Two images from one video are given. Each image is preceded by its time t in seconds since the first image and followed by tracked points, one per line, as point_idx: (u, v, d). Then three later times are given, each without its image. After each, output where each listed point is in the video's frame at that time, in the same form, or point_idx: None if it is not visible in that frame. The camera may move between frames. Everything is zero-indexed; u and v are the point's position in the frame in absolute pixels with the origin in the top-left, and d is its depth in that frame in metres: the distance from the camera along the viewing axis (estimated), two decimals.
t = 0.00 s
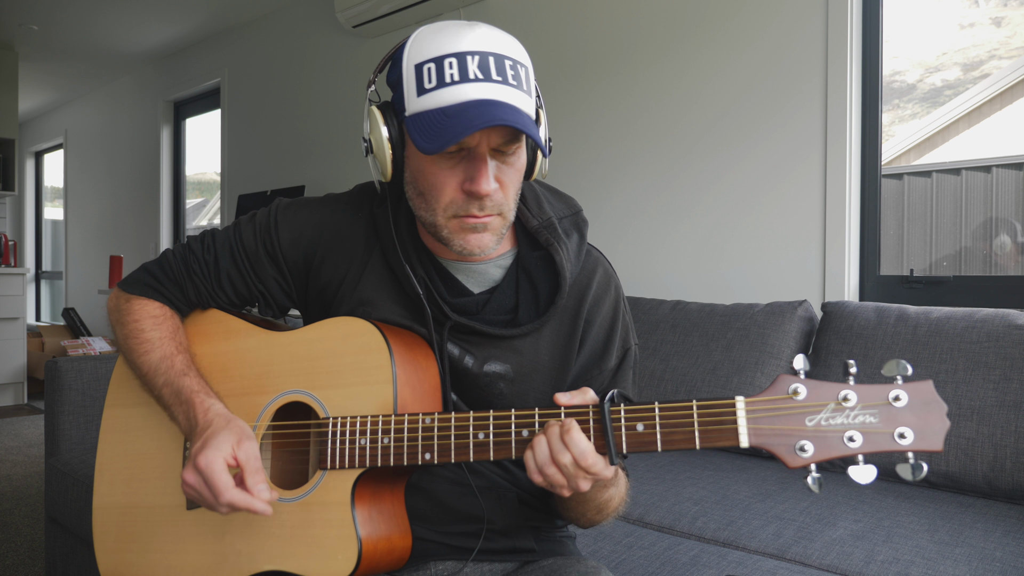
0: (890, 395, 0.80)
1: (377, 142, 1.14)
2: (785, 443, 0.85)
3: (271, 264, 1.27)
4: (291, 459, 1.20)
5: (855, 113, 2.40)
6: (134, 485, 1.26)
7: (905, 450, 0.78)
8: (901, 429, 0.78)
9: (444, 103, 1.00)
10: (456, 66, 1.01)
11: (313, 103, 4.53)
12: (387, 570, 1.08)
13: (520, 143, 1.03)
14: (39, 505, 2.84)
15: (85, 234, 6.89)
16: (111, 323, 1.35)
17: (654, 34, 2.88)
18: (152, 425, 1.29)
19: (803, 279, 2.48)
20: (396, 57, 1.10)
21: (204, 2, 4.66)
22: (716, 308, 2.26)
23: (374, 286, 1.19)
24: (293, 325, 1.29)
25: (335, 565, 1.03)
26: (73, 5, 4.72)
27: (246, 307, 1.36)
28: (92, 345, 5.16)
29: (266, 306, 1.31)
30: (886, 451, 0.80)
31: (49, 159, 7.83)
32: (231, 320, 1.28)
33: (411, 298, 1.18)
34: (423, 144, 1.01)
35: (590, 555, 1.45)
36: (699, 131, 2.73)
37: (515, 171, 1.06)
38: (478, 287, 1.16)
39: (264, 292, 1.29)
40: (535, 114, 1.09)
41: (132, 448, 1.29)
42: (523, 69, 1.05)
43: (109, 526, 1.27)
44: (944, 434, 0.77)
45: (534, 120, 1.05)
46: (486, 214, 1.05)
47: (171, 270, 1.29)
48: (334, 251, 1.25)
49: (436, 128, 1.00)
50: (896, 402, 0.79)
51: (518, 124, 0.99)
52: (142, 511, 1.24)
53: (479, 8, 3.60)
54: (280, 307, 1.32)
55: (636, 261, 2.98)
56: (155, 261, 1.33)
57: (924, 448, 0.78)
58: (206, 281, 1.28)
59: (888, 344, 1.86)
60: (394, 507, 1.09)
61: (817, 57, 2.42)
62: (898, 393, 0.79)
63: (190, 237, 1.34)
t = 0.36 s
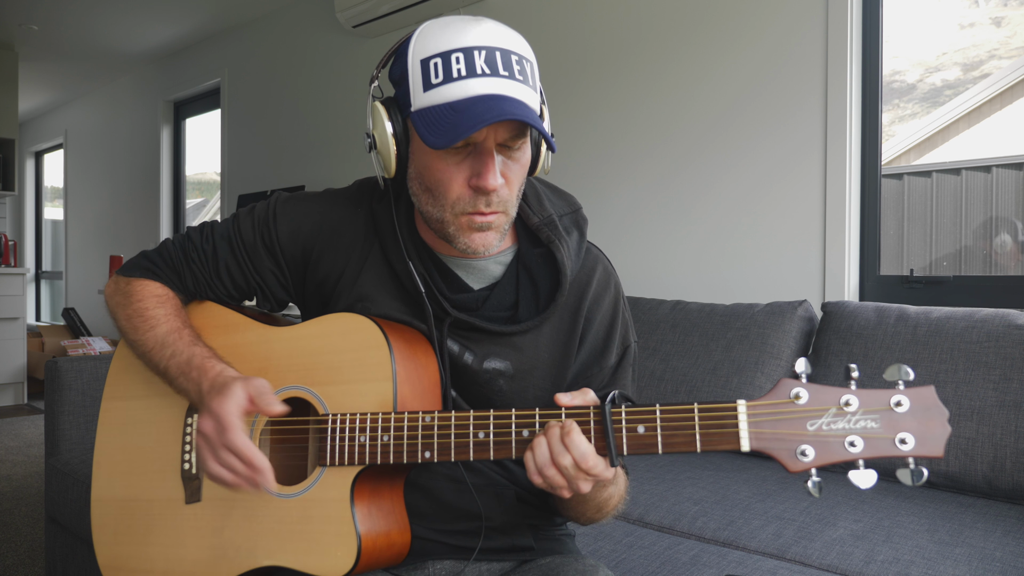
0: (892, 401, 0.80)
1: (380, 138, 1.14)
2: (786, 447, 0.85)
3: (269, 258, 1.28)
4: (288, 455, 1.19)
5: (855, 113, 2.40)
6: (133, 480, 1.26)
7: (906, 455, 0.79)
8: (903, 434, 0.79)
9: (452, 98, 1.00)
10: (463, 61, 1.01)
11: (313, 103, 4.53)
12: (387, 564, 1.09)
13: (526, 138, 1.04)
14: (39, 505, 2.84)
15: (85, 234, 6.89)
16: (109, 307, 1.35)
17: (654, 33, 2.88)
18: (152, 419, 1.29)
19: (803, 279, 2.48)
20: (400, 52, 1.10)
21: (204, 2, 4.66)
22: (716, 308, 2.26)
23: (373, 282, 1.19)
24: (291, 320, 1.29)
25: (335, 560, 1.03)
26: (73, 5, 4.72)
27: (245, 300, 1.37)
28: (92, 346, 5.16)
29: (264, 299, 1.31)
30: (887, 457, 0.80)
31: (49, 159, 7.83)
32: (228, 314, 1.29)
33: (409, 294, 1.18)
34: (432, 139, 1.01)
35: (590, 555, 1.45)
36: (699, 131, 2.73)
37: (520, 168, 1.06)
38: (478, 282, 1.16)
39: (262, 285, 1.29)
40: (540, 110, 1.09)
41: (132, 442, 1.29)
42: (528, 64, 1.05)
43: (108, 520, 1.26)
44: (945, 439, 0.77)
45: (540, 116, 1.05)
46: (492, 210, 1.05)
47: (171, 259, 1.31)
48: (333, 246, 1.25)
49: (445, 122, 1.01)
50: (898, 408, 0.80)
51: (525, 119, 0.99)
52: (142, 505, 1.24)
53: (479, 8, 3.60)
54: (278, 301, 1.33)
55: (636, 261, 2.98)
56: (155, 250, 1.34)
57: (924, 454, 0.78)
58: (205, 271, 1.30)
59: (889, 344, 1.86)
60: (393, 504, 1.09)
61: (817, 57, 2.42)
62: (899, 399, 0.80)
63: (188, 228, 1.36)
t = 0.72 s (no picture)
0: (892, 410, 0.80)
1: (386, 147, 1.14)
2: (786, 456, 0.85)
3: (273, 267, 1.27)
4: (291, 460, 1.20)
5: (855, 113, 2.39)
6: (134, 485, 1.26)
7: (907, 465, 0.78)
8: (903, 445, 0.78)
9: (450, 108, 1.00)
10: (463, 72, 1.00)
11: (313, 103, 4.54)
12: (386, 573, 1.08)
13: (525, 147, 1.03)
14: (38, 505, 2.83)
15: (85, 234, 6.89)
16: (111, 322, 1.35)
17: (654, 33, 2.88)
18: (151, 427, 1.29)
19: (803, 279, 2.48)
20: (407, 64, 1.10)
21: (204, 2, 4.66)
22: (716, 309, 2.26)
23: (377, 290, 1.19)
24: (294, 327, 1.29)
25: (334, 567, 1.03)
26: (73, 5, 4.71)
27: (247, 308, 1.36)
28: (92, 345, 5.16)
29: (267, 308, 1.30)
30: (887, 466, 0.80)
31: (49, 159, 7.83)
32: (231, 321, 1.29)
33: (413, 303, 1.18)
34: (429, 148, 1.01)
35: (590, 555, 1.45)
36: (700, 130, 2.73)
37: (521, 177, 1.06)
38: (483, 293, 1.16)
39: (266, 294, 1.29)
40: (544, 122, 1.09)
41: (132, 447, 1.29)
42: (532, 76, 1.04)
43: (108, 526, 1.27)
44: (946, 449, 0.77)
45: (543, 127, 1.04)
46: (491, 219, 1.04)
47: (172, 270, 1.29)
48: (337, 254, 1.24)
49: (440, 132, 1.00)
50: (898, 418, 0.79)
51: (523, 128, 0.99)
52: (142, 511, 1.24)
53: (479, 8, 3.60)
54: (281, 308, 1.32)
55: (636, 261, 2.98)
56: (157, 261, 1.33)
57: (925, 464, 0.78)
58: (208, 282, 1.28)
59: (888, 344, 1.86)
60: (393, 512, 1.09)
61: (817, 57, 2.42)
62: (899, 408, 0.79)
63: (191, 237, 1.34)
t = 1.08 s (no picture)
0: (909, 425, 0.79)
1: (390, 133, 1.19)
2: (801, 469, 0.85)
3: (281, 260, 1.27)
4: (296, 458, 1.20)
5: (855, 112, 2.39)
6: (135, 482, 1.26)
7: (923, 480, 0.78)
8: (919, 460, 0.78)
9: (433, 75, 1.02)
10: (449, 44, 1.02)
11: (313, 103, 4.53)
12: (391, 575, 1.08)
13: (511, 116, 1.05)
14: (38, 505, 2.83)
15: (85, 234, 6.89)
16: (116, 319, 1.35)
17: (654, 33, 2.88)
18: (157, 421, 1.29)
19: (804, 279, 2.48)
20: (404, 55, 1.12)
21: (204, 2, 4.66)
22: (716, 308, 2.26)
23: (387, 283, 1.19)
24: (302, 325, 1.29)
25: (339, 569, 1.03)
26: (73, 5, 4.71)
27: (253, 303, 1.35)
28: (92, 345, 5.16)
29: (274, 303, 1.31)
30: (903, 481, 0.79)
31: (49, 159, 7.83)
32: (235, 317, 1.29)
33: (422, 295, 1.18)
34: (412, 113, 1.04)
35: (591, 555, 1.45)
36: (700, 130, 2.73)
37: (512, 149, 1.06)
38: (491, 285, 1.17)
39: (273, 288, 1.28)
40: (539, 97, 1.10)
41: (136, 444, 1.29)
42: (521, 49, 1.04)
43: (110, 520, 1.27)
44: (963, 465, 0.76)
45: (532, 99, 1.05)
46: (478, 189, 1.04)
47: (179, 268, 1.29)
48: (346, 248, 1.24)
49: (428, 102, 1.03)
50: (915, 432, 0.79)
51: (503, 90, 1.01)
52: (144, 506, 1.24)
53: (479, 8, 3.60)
54: (288, 303, 1.32)
55: (636, 261, 2.98)
56: (163, 256, 1.33)
57: (942, 480, 0.77)
58: (216, 276, 1.28)
59: (888, 344, 1.86)
60: (399, 514, 1.09)
61: (817, 56, 2.42)
62: (916, 423, 0.79)
63: (197, 230, 1.34)
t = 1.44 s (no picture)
0: (907, 417, 0.79)
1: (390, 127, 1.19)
2: (798, 462, 0.84)
3: (280, 253, 1.28)
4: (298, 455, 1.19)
5: (856, 113, 2.40)
6: (136, 475, 1.27)
7: (920, 473, 0.78)
8: (917, 452, 0.78)
9: (442, 70, 1.03)
10: (458, 41, 1.02)
11: (313, 102, 4.53)
12: (390, 569, 1.08)
13: (518, 115, 1.06)
14: (38, 505, 2.83)
15: (85, 234, 6.89)
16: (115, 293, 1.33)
17: (654, 33, 2.88)
18: (158, 415, 1.29)
19: (804, 278, 2.48)
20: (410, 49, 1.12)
21: (204, 2, 4.66)
22: (716, 308, 2.26)
23: (385, 278, 1.20)
24: (301, 320, 1.29)
25: (338, 563, 1.03)
26: (73, 5, 4.71)
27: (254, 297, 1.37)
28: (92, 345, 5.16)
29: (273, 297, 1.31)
30: (900, 474, 0.79)
31: (49, 159, 7.83)
32: (237, 311, 1.28)
33: (420, 292, 1.18)
34: (420, 107, 1.04)
35: (590, 555, 1.45)
36: (700, 130, 2.73)
37: (517, 146, 1.06)
38: (490, 282, 1.17)
39: (271, 280, 1.29)
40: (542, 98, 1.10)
41: (137, 438, 1.29)
42: (528, 48, 1.04)
43: (109, 515, 1.27)
44: (960, 458, 0.76)
45: (539, 99, 1.06)
46: (484, 184, 1.05)
47: (183, 254, 1.32)
48: (344, 243, 1.25)
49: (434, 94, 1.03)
50: (913, 425, 0.79)
51: (514, 88, 1.01)
52: (145, 501, 1.24)
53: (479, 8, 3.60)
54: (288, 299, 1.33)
55: (636, 261, 2.98)
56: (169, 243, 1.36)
57: (939, 473, 0.78)
58: (216, 263, 1.30)
59: (888, 344, 1.86)
60: (398, 507, 1.09)
61: (817, 56, 2.42)
62: (914, 416, 0.79)
63: (204, 222, 1.37)
